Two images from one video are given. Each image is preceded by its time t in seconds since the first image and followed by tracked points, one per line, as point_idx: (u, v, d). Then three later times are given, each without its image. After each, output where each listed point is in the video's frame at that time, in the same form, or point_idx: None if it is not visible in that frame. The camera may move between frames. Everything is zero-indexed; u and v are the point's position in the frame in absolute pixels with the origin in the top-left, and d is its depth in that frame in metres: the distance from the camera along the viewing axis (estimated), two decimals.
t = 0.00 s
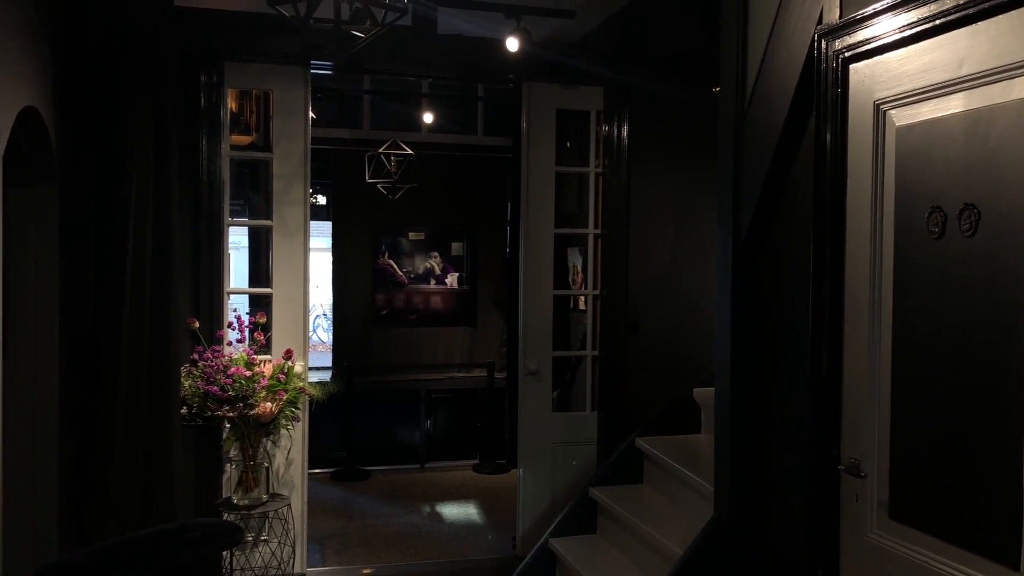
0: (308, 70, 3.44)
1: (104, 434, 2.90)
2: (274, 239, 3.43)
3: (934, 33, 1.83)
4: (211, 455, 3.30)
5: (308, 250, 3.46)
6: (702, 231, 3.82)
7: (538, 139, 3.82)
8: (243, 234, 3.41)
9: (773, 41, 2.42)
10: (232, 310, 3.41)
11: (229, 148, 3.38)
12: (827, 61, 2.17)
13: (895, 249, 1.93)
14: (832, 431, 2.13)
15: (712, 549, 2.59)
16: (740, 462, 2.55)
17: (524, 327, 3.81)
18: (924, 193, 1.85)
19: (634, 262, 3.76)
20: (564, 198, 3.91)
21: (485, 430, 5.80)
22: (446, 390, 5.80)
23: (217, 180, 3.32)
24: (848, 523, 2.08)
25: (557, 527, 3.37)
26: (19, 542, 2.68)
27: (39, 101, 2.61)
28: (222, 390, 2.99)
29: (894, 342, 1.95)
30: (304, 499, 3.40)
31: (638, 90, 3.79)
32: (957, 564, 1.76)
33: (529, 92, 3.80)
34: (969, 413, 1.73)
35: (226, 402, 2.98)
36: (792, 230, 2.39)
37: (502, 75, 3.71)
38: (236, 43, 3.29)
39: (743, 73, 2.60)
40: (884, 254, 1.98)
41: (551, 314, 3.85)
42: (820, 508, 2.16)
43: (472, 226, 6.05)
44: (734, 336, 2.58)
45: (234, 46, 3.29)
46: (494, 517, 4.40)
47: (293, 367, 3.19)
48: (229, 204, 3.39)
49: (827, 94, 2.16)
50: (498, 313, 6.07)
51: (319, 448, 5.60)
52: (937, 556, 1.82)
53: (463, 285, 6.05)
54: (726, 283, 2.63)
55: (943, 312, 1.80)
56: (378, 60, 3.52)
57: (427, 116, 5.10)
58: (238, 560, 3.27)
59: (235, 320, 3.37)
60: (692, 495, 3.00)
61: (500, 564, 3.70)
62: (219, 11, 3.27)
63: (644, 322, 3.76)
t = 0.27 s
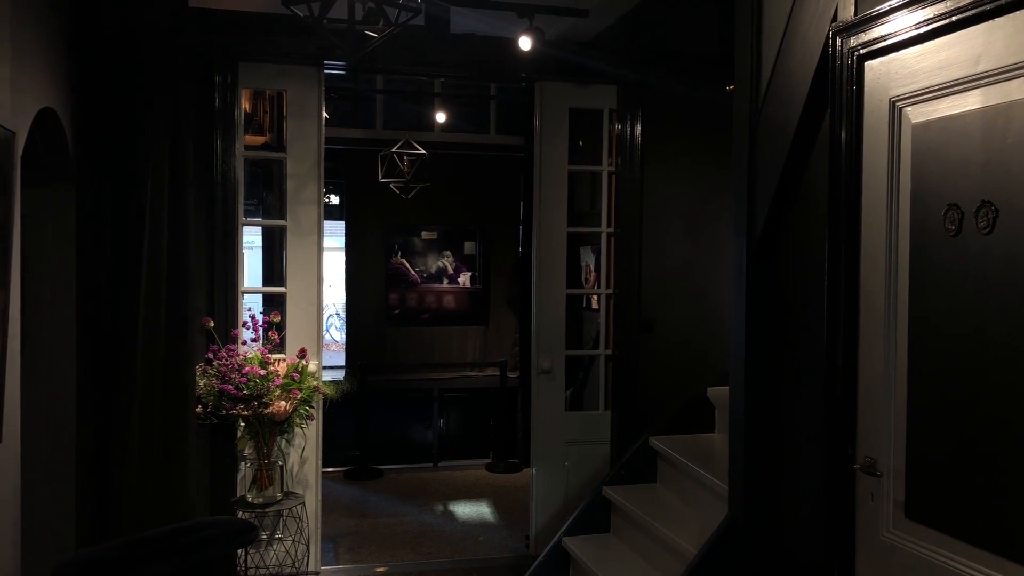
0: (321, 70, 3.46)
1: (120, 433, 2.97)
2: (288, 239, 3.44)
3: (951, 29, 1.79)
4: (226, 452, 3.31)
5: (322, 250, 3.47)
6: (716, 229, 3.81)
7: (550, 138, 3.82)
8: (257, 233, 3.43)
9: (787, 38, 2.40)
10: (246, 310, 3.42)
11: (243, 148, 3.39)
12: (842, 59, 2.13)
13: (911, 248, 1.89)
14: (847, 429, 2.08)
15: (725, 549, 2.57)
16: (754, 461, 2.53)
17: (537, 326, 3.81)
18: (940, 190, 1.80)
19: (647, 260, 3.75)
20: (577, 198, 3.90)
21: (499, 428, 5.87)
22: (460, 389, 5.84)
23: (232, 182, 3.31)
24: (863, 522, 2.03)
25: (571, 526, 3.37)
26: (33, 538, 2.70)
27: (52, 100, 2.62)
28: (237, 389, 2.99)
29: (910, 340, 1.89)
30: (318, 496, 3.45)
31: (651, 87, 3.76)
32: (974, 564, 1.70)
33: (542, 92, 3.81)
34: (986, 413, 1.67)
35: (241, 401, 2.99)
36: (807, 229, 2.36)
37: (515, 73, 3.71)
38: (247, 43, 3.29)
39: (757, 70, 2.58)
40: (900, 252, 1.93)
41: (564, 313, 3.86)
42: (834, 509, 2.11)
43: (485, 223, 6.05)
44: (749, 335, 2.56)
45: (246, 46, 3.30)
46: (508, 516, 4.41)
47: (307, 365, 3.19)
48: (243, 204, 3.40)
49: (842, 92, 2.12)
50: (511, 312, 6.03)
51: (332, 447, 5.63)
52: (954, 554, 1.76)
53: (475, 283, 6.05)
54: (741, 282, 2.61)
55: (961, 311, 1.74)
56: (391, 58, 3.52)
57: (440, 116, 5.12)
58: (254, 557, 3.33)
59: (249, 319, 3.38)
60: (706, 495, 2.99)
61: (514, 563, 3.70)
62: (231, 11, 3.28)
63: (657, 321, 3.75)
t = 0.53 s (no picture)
0: (332, 70, 3.47)
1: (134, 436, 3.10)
2: (299, 240, 3.45)
3: (963, 25, 1.78)
4: (238, 453, 3.27)
5: (333, 251, 3.48)
6: (727, 228, 3.81)
7: (560, 138, 3.83)
8: (268, 233, 3.43)
9: (798, 36, 2.39)
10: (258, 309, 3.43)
11: (255, 148, 3.40)
12: (852, 56, 2.11)
13: (923, 245, 1.87)
14: (858, 427, 2.07)
15: (736, 547, 2.56)
16: (765, 459, 2.53)
17: (547, 324, 3.82)
18: (952, 187, 1.79)
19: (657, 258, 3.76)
20: (588, 197, 3.91)
21: (510, 427, 5.78)
22: (471, 387, 5.83)
23: (243, 181, 3.29)
24: (876, 520, 2.02)
25: (582, 524, 3.37)
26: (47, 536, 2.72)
27: (66, 101, 2.64)
28: (250, 388, 3.01)
29: (921, 339, 1.88)
30: (330, 496, 3.48)
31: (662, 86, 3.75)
32: (987, 562, 1.69)
33: (552, 91, 3.81)
34: (999, 411, 1.65)
35: (254, 400, 3.00)
36: (818, 226, 2.35)
37: (525, 73, 3.72)
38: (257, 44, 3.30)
39: (768, 67, 2.58)
40: (913, 250, 1.91)
41: (575, 312, 3.86)
42: (846, 507, 2.10)
43: (496, 222, 6.06)
44: (760, 333, 2.55)
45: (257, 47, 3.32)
46: (518, 514, 4.42)
47: (318, 364, 3.20)
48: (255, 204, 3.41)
49: (853, 89, 2.10)
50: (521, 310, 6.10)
51: (343, 445, 5.66)
52: (967, 553, 1.75)
53: (485, 283, 6.07)
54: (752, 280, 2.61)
55: (972, 308, 1.73)
56: (401, 58, 3.53)
57: (450, 115, 5.14)
58: (267, 555, 3.38)
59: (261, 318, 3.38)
60: (718, 493, 2.98)
61: (525, 561, 3.71)
62: (242, 12, 3.30)
63: (667, 319, 3.76)
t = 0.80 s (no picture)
0: (342, 71, 3.49)
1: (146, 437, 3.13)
2: (310, 241, 3.47)
3: (974, 23, 1.77)
4: (249, 452, 3.28)
5: (343, 251, 3.49)
6: (736, 227, 3.82)
7: (569, 136, 3.83)
8: (278, 233, 3.45)
9: (808, 35, 2.38)
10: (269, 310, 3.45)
11: (266, 149, 3.42)
12: (863, 55, 2.10)
13: (934, 243, 1.85)
14: (869, 427, 2.06)
15: (746, 547, 2.56)
16: (775, 458, 2.52)
17: (556, 324, 3.83)
18: (963, 186, 1.77)
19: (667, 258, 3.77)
20: (597, 196, 3.91)
21: (518, 426, 5.78)
22: (480, 387, 5.85)
23: (254, 182, 3.30)
24: (886, 519, 2.01)
25: (592, 523, 3.38)
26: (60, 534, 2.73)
27: (78, 102, 2.65)
28: (261, 388, 3.02)
29: (933, 338, 1.87)
30: (341, 495, 3.52)
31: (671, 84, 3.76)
32: (1000, 562, 1.68)
33: (561, 90, 3.81)
34: (1012, 410, 1.64)
35: (265, 399, 3.02)
36: (829, 225, 2.35)
37: (534, 72, 3.73)
38: (266, 45, 3.31)
39: (778, 65, 2.57)
40: (923, 249, 1.89)
41: (584, 311, 3.86)
42: (857, 507, 2.08)
43: (505, 222, 6.07)
44: (771, 333, 2.54)
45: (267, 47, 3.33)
46: (528, 513, 4.43)
47: (329, 364, 3.22)
48: (266, 204, 3.43)
49: (863, 88, 2.09)
50: (530, 309, 6.11)
51: (352, 444, 5.68)
52: (979, 552, 1.74)
53: (495, 282, 6.08)
54: (763, 280, 2.60)
55: (984, 307, 1.71)
56: (410, 59, 3.54)
57: (459, 115, 5.15)
58: (278, 554, 3.40)
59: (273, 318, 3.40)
60: (728, 493, 2.98)
61: (535, 560, 3.72)
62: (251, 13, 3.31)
63: (677, 318, 3.75)
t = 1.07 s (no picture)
0: (350, 71, 3.50)
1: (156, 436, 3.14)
2: (318, 240, 3.48)
3: (984, 20, 1.77)
4: (259, 451, 3.30)
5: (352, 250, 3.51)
6: (744, 225, 3.82)
7: (577, 136, 3.83)
8: (287, 233, 3.46)
9: (816, 33, 2.38)
10: (278, 309, 3.46)
11: (274, 149, 3.44)
12: (871, 53, 2.09)
13: (944, 241, 1.84)
14: (878, 425, 2.05)
15: (755, 545, 2.55)
16: (784, 457, 2.51)
17: (564, 323, 3.84)
18: (973, 183, 1.76)
19: (675, 256, 3.77)
20: (605, 195, 3.91)
21: (527, 426, 5.82)
22: (489, 386, 5.85)
23: (263, 182, 3.33)
24: (896, 518, 2.00)
25: (601, 521, 3.39)
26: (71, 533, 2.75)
27: (88, 103, 2.67)
28: (271, 386, 3.05)
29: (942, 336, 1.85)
30: (351, 492, 3.53)
31: (678, 84, 3.79)
32: (1011, 559, 1.67)
33: (570, 89, 3.82)
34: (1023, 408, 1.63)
35: (275, 397, 3.06)
36: (839, 223, 2.34)
37: (541, 72, 3.73)
38: (273, 45, 3.32)
39: (786, 63, 2.57)
40: (933, 246, 1.88)
41: (592, 310, 3.86)
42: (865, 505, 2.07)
43: (512, 221, 6.07)
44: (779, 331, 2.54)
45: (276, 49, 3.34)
46: (536, 512, 4.44)
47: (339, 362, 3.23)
48: (275, 204, 3.44)
49: (871, 86, 2.07)
50: (539, 308, 6.10)
51: (360, 443, 5.69)
52: (989, 549, 1.73)
53: (503, 281, 6.08)
54: (771, 279, 2.60)
55: (994, 304, 1.70)
56: (418, 59, 3.55)
57: (467, 114, 5.17)
58: (289, 552, 3.43)
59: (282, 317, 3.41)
60: (737, 491, 2.97)
61: (544, 559, 3.72)
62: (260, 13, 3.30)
63: (686, 317, 3.77)
